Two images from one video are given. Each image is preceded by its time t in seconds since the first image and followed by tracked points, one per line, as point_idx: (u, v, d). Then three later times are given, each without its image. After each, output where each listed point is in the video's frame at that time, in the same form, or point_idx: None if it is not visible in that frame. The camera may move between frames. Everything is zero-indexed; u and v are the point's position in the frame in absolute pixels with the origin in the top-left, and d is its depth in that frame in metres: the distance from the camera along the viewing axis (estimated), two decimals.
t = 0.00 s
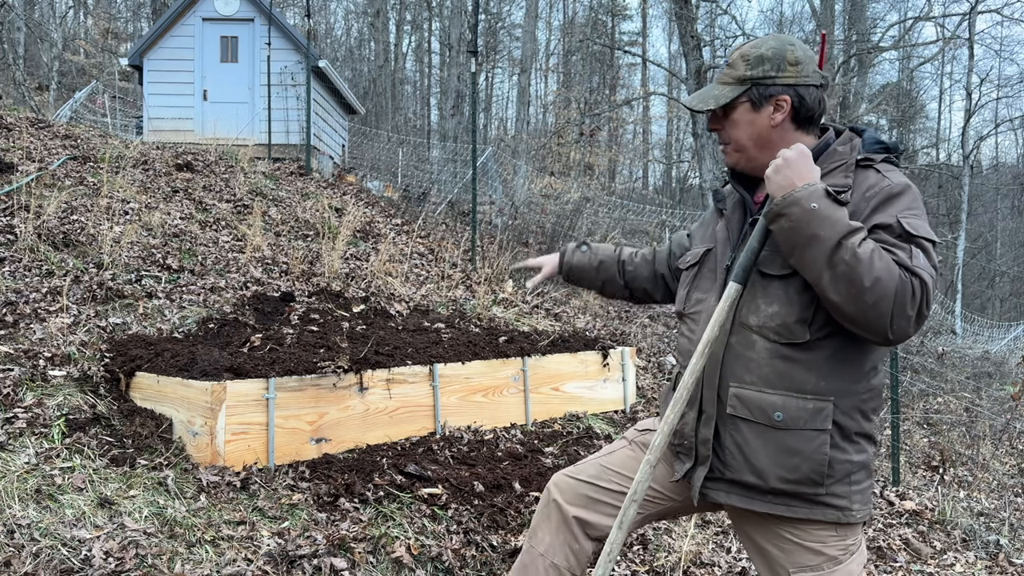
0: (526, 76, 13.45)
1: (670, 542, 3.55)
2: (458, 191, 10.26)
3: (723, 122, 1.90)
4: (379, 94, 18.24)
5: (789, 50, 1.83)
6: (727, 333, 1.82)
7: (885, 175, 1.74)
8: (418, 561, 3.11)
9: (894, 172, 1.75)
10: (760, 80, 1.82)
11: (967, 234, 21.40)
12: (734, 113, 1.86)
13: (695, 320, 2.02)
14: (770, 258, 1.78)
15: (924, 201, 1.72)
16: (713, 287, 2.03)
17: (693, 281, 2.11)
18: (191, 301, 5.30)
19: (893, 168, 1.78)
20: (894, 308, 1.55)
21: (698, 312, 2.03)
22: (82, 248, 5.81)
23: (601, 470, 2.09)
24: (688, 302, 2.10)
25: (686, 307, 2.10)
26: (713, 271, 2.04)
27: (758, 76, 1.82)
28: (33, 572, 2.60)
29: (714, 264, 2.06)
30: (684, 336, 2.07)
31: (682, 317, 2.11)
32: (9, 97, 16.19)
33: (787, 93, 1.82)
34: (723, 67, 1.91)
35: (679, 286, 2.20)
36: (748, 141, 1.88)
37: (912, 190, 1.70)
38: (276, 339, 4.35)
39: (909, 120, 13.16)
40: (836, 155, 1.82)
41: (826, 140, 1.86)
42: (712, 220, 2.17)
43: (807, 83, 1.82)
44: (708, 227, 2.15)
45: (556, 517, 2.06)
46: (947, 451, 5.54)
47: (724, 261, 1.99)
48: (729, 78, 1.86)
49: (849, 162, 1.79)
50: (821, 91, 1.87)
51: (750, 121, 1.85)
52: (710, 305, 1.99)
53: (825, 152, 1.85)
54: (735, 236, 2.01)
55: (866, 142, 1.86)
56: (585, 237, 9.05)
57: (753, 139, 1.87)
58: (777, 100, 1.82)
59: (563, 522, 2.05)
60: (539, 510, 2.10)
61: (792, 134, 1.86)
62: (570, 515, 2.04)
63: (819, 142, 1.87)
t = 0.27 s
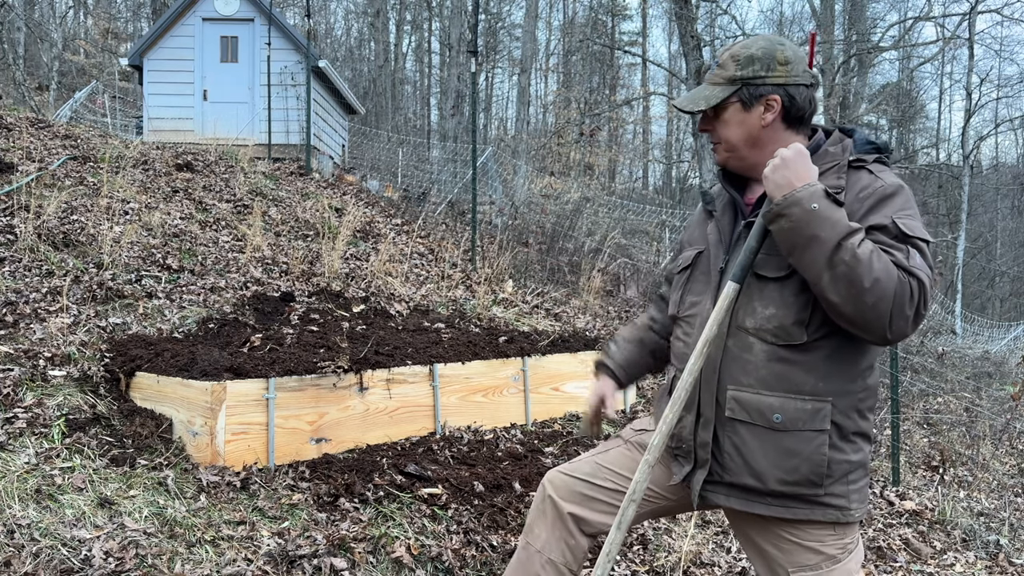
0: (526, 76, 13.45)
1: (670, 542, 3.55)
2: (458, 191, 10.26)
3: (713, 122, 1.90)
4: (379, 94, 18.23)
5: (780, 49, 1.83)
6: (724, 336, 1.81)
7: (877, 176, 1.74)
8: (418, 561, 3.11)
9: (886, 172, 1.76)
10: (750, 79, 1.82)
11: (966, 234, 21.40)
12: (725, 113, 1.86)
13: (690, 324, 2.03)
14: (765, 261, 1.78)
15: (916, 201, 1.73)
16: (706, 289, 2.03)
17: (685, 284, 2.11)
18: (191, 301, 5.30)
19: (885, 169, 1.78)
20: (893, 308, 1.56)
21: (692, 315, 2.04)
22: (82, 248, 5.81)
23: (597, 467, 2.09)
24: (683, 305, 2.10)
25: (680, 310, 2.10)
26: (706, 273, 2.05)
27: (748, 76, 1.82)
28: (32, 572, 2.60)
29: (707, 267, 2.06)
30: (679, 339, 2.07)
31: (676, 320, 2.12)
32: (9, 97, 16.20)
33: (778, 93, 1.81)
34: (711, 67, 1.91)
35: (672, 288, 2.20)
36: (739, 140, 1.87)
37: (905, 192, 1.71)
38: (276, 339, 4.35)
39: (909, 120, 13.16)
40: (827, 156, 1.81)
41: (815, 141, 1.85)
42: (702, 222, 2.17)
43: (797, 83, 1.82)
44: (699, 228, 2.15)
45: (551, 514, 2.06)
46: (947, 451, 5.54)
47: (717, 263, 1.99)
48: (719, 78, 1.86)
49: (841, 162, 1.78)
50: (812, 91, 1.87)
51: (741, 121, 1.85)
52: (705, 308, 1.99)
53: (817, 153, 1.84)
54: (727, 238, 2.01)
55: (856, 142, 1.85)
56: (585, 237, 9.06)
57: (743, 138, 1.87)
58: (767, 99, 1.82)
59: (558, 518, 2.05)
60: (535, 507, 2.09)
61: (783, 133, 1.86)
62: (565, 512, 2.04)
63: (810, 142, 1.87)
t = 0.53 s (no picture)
0: (526, 76, 13.45)
1: (670, 542, 3.55)
2: (458, 191, 10.26)
3: (724, 116, 1.85)
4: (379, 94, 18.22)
5: (785, 51, 1.88)
6: (720, 341, 1.82)
7: (858, 170, 1.75)
8: (418, 561, 3.11)
9: (867, 167, 1.76)
10: (765, 76, 1.84)
11: (966, 234, 21.41)
12: (737, 107, 1.83)
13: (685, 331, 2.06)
14: (755, 263, 1.79)
15: (898, 193, 1.74)
16: (699, 295, 2.05)
17: (677, 292, 2.14)
18: (191, 301, 5.30)
19: (865, 163, 1.79)
20: (881, 299, 1.56)
21: (687, 322, 2.06)
22: (82, 248, 5.81)
23: (599, 471, 2.10)
24: (677, 313, 2.13)
25: (674, 318, 2.14)
26: (697, 280, 2.06)
27: (763, 71, 1.82)
28: (32, 572, 2.60)
29: (697, 272, 2.07)
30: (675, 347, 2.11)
31: (671, 328, 2.16)
32: (9, 97, 16.20)
33: (786, 90, 1.85)
34: (721, 59, 1.86)
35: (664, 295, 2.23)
36: (748, 136, 1.86)
37: (886, 185, 1.72)
38: (276, 339, 4.35)
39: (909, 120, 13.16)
40: (808, 155, 1.82)
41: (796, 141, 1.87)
42: (686, 228, 2.17)
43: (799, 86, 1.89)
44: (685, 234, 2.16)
45: (554, 519, 2.05)
46: (947, 451, 5.54)
47: (707, 268, 2.01)
48: (734, 70, 1.83)
49: (822, 161, 1.79)
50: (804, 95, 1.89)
51: (753, 117, 1.84)
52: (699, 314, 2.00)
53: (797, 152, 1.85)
54: (715, 243, 2.02)
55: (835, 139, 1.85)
56: (585, 237, 9.06)
57: (751, 135, 1.86)
58: (777, 97, 1.85)
59: (561, 522, 2.04)
60: (536, 511, 2.09)
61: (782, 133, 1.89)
62: (569, 516, 2.04)
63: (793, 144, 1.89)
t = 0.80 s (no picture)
0: (526, 76, 13.45)
1: (670, 542, 3.55)
2: (458, 191, 10.26)
3: (737, 121, 1.86)
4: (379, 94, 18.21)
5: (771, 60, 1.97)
6: (718, 349, 1.82)
7: (841, 169, 1.75)
8: (418, 561, 3.11)
9: (848, 165, 1.77)
10: (770, 84, 1.90)
11: (967, 233, 21.41)
12: (749, 113, 1.86)
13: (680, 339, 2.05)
14: (747, 270, 1.80)
15: (882, 189, 1.75)
16: (692, 303, 2.04)
17: (670, 301, 2.10)
18: (191, 301, 5.30)
19: (847, 161, 1.79)
20: (872, 296, 1.57)
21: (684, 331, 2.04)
22: (82, 248, 5.81)
23: (603, 473, 2.10)
24: (671, 323, 2.10)
25: (669, 329, 2.11)
26: (689, 287, 2.04)
27: (771, 78, 1.87)
28: (33, 572, 2.60)
29: (689, 280, 2.05)
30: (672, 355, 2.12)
31: (667, 338, 2.13)
32: (9, 97, 16.22)
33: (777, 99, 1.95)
34: (732, 61, 1.84)
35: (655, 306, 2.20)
36: (755, 142, 1.89)
37: (869, 182, 1.73)
38: (276, 339, 4.35)
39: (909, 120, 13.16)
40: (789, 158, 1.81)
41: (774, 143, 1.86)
42: (671, 236, 2.15)
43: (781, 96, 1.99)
44: (671, 242, 2.14)
45: (558, 522, 2.05)
46: (947, 451, 5.55)
47: (699, 276, 2.00)
48: (749, 74, 1.83)
49: (803, 162, 1.78)
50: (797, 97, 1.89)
51: (760, 124, 1.89)
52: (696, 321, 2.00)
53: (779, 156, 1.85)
54: (703, 251, 2.02)
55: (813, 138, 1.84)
56: (585, 237, 9.06)
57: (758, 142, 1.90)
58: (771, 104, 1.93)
59: (565, 525, 2.04)
60: (540, 514, 2.09)
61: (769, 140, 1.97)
62: (573, 518, 2.04)
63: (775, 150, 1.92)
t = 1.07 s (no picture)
0: (526, 76, 13.45)
1: (670, 542, 3.56)
2: (458, 191, 10.26)
3: (730, 125, 1.89)
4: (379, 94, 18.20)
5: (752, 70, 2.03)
6: (720, 357, 1.82)
7: (831, 171, 1.76)
8: (418, 561, 3.11)
9: (839, 167, 1.78)
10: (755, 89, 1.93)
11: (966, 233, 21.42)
12: (740, 117, 1.89)
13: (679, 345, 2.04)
14: (745, 277, 1.80)
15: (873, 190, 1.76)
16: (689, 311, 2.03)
17: (666, 309, 2.10)
18: (191, 301, 5.30)
19: (836, 163, 1.80)
20: (875, 297, 1.57)
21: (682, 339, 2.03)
22: (82, 248, 5.81)
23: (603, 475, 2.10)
24: (668, 331, 2.09)
25: (666, 337, 2.10)
26: (685, 294, 2.03)
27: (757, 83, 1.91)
28: (33, 572, 2.60)
29: (683, 288, 2.04)
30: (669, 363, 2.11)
31: (664, 346, 2.13)
32: (9, 97, 16.23)
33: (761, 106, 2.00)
34: (723, 66, 1.86)
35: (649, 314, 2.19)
36: (746, 146, 1.92)
37: (861, 182, 1.74)
38: (276, 339, 4.35)
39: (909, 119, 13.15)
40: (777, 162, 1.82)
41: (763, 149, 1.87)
42: (660, 244, 2.14)
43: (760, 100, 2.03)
44: (660, 250, 2.13)
45: (559, 524, 2.05)
46: (947, 451, 5.55)
47: (694, 283, 1.99)
48: (740, 79, 1.86)
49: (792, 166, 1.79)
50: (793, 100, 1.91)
51: (750, 128, 1.92)
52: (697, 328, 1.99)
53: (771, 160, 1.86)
54: (697, 258, 2.01)
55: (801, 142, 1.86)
56: (585, 237, 9.06)
57: (749, 146, 1.92)
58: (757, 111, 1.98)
59: (566, 528, 2.04)
60: (540, 516, 2.09)
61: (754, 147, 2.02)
62: (574, 521, 2.04)
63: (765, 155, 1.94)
